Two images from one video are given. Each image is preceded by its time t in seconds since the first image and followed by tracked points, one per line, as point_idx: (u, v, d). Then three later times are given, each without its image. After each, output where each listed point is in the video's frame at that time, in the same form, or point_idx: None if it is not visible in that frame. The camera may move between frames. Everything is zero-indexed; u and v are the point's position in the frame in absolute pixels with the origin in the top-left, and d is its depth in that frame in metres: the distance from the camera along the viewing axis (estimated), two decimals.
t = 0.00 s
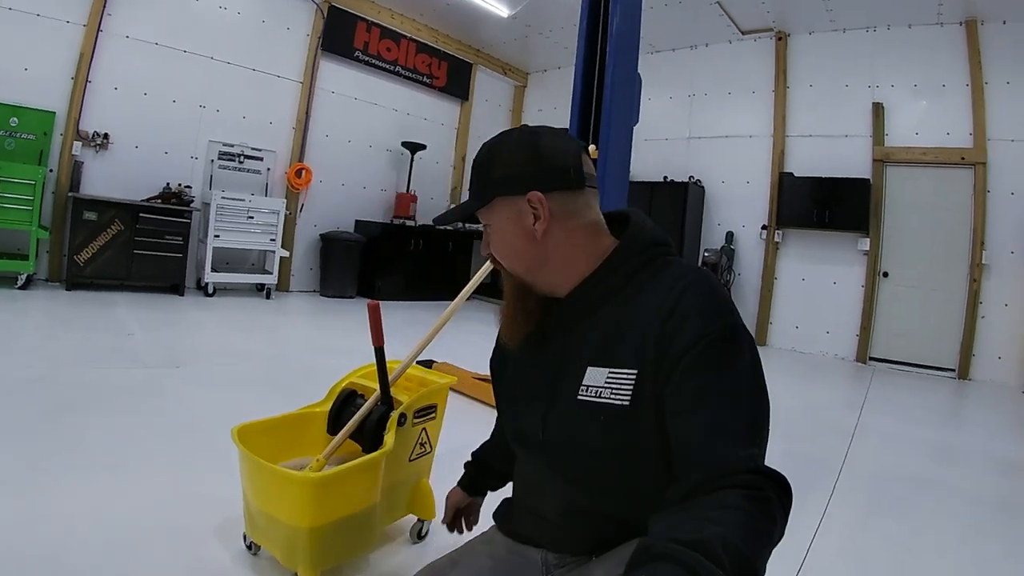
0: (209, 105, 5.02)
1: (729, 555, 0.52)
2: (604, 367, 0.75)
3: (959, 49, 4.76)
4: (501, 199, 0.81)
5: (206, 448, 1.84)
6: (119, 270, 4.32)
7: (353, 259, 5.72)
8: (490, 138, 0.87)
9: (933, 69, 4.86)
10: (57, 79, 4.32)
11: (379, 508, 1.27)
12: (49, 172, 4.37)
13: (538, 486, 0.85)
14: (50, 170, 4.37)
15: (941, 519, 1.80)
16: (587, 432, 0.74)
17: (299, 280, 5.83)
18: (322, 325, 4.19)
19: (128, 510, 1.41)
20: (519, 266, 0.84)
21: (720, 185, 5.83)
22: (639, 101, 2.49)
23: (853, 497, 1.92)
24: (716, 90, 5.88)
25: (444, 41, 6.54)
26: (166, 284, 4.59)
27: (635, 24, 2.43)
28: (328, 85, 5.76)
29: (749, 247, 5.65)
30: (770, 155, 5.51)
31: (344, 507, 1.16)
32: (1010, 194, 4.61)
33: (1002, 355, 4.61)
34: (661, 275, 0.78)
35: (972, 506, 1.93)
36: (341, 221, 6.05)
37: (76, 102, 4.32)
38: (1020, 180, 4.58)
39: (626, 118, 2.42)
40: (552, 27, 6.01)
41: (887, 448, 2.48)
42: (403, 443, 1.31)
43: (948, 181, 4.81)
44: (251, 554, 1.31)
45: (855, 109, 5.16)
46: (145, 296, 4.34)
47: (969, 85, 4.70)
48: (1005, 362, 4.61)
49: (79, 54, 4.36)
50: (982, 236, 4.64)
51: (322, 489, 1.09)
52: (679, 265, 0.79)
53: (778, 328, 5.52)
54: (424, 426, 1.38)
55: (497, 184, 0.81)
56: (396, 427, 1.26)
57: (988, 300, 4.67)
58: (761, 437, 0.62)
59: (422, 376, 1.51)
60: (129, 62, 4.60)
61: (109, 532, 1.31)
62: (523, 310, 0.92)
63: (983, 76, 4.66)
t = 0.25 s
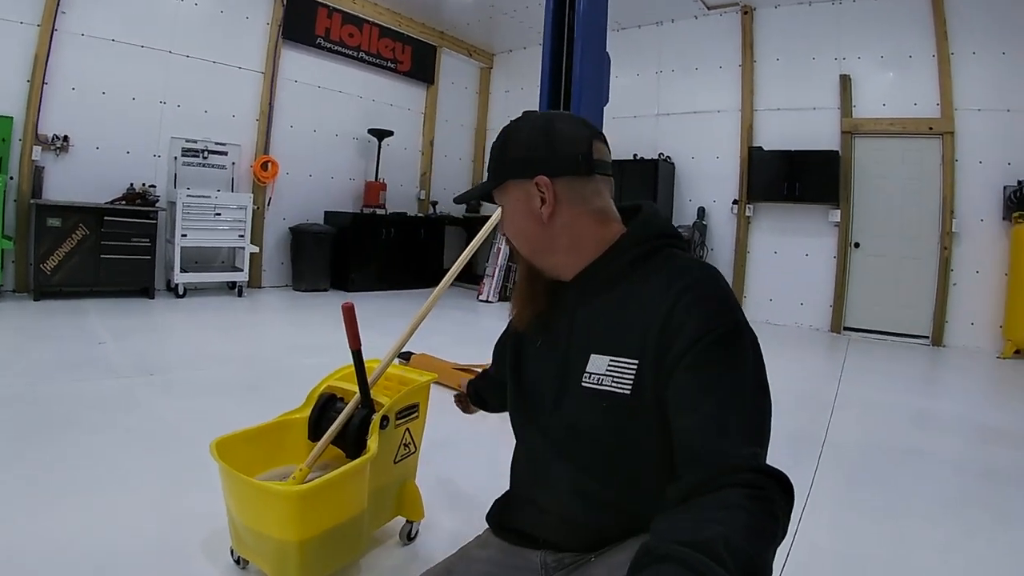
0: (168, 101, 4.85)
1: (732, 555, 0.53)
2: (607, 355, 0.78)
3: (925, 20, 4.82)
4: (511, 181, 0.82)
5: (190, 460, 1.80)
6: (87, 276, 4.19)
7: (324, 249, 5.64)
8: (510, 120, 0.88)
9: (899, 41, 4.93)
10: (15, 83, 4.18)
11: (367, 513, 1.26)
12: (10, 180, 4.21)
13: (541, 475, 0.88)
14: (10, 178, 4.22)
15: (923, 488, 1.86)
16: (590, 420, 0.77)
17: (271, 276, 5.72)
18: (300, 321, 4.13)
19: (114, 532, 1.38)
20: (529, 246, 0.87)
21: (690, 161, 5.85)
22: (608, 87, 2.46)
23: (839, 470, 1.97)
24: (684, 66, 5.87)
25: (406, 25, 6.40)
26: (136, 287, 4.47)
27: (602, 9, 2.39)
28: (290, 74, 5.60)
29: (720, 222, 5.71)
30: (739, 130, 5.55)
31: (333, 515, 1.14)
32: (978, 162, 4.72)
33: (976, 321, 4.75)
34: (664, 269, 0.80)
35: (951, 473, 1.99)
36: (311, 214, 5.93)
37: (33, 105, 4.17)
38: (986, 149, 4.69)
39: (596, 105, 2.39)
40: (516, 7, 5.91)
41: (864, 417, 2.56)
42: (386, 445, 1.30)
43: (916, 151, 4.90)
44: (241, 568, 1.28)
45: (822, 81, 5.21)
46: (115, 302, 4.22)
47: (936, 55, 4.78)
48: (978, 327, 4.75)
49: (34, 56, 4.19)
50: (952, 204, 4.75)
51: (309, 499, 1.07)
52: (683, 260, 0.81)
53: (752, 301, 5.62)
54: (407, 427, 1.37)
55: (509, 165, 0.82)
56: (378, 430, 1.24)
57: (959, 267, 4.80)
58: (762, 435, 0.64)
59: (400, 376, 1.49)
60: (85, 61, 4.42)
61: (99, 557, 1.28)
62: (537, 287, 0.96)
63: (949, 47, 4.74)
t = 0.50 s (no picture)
0: (143, 95, 4.73)
1: (732, 540, 0.53)
2: (603, 341, 0.78)
3: (903, 8, 4.88)
4: (515, 163, 0.82)
5: (175, 461, 1.77)
6: (64, 275, 4.09)
7: (303, 242, 5.57)
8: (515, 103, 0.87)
9: (876, 28, 4.99)
10: None
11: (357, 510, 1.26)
12: None
13: (536, 462, 0.88)
14: None
15: (907, 470, 1.91)
16: (587, 406, 0.77)
17: (249, 270, 5.63)
18: (281, 316, 4.08)
19: (99, 538, 1.35)
20: (530, 228, 0.87)
21: (669, 149, 5.87)
22: (588, 79, 2.44)
23: (824, 454, 2.01)
24: (662, 54, 5.87)
25: (383, 14, 6.31)
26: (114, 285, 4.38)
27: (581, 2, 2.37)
28: (265, 65, 5.48)
29: (700, 210, 5.75)
30: (717, 117, 5.58)
31: (323, 512, 1.13)
32: (955, 148, 4.81)
33: (953, 305, 4.88)
34: (660, 257, 0.81)
35: (933, 455, 2.04)
36: (290, 207, 5.84)
37: (5, 102, 4.06)
38: (962, 136, 4.78)
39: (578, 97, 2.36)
40: None
41: (843, 400, 2.62)
42: (375, 440, 1.29)
43: (893, 138, 4.98)
44: (231, 568, 1.27)
45: (800, 69, 5.26)
46: (93, 301, 4.13)
47: (913, 42, 4.85)
48: (955, 311, 4.87)
49: (6, 51, 4.07)
50: (929, 190, 4.85)
51: (299, 498, 1.06)
52: (678, 250, 0.81)
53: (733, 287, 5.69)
54: (396, 421, 1.36)
55: (513, 148, 0.82)
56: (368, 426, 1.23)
57: (937, 252, 4.91)
58: (757, 422, 0.64)
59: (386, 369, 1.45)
60: (57, 54, 4.30)
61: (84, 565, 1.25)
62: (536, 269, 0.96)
63: (925, 34, 4.81)
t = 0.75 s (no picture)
0: (123, 94, 4.64)
1: (710, 531, 0.53)
2: (585, 336, 0.78)
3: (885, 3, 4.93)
4: (502, 158, 0.80)
5: (159, 463, 1.74)
6: (46, 278, 4.00)
7: (288, 241, 5.51)
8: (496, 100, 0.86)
9: (859, 22, 5.04)
10: None
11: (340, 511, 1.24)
12: None
13: (517, 456, 0.87)
14: None
15: (893, 460, 1.94)
16: (568, 400, 0.77)
17: (232, 269, 5.55)
18: (265, 315, 4.03)
19: (79, 542, 1.32)
20: (517, 225, 0.85)
21: (652, 143, 5.89)
22: (570, 75, 2.45)
23: (811, 445, 2.04)
24: (646, 49, 5.88)
25: (365, 10, 6.24)
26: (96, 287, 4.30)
27: None
28: (246, 63, 5.40)
29: (684, 204, 5.78)
30: (700, 112, 5.60)
31: (307, 515, 1.12)
32: (936, 141, 4.88)
33: (936, 297, 4.96)
34: (643, 255, 0.80)
35: (919, 444, 2.08)
36: (273, 206, 5.77)
37: None
38: (943, 129, 4.85)
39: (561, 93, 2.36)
40: None
41: (826, 391, 2.66)
42: (357, 442, 1.27)
43: (876, 131, 5.05)
44: (218, 573, 1.25)
45: (783, 63, 5.29)
46: (74, 304, 4.05)
47: (896, 37, 4.91)
48: (939, 302, 4.95)
49: None
50: (911, 182, 4.93)
51: (281, 501, 1.04)
52: (661, 248, 0.81)
53: (717, 280, 5.73)
54: (379, 421, 1.34)
55: (499, 143, 0.80)
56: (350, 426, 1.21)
57: (919, 244, 4.98)
58: (736, 419, 0.64)
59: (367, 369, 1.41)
60: (36, 53, 4.22)
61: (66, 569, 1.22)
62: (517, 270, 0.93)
63: (907, 29, 4.87)
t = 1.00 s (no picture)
0: (114, 100, 4.61)
1: (701, 532, 0.53)
2: (579, 338, 0.77)
3: None
4: (507, 155, 0.78)
5: (156, 470, 1.73)
6: (41, 287, 3.97)
7: (282, 243, 5.49)
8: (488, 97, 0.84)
9: (850, 13, 5.04)
10: None
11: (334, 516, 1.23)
12: None
13: (509, 458, 0.86)
14: None
15: (890, 449, 1.95)
16: (562, 401, 0.76)
17: (227, 273, 5.53)
18: (261, 319, 4.02)
19: (75, 551, 1.32)
20: (520, 224, 0.83)
21: (645, 138, 5.89)
22: (560, 72, 2.45)
23: (810, 436, 2.04)
24: (638, 43, 5.86)
25: (355, 10, 6.21)
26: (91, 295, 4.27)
27: None
28: (237, 66, 5.36)
29: (678, 198, 5.78)
30: (693, 106, 5.60)
31: (300, 521, 1.11)
32: (929, 130, 4.90)
33: (931, 285, 4.98)
34: (636, 256, 0.80)
35: (916, 434, 2.09)
36: (266, 209, 5.75)
37: None
38: (936, 118, 4.87)
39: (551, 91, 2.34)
40: None
41: (823, 382, 2.67)
42: (349, 446, 1.27)
43: (869, 120, 5.06)
44: None
45: (775, 55, 5.30)
46: (70, 312, 4.02)
47: (886, 26, 4.93)
48: (934, 290, 4.98)
49: None
50: (904, 171, 4.94)
51: (273, 508, 1.04)
52: (654, 249, 0.81)
53: (713, 273, 5.74)
54: (370, 425, 1.34)
55: (503, 139, 0.78)
56: (341, 431, 1.21)
57: (914, 233, 5.00)
58: (729, 420, 0.64)
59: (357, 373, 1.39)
60: (24, 61, 4.18)
61: None
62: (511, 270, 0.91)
63: (898, 19, 4.89)
